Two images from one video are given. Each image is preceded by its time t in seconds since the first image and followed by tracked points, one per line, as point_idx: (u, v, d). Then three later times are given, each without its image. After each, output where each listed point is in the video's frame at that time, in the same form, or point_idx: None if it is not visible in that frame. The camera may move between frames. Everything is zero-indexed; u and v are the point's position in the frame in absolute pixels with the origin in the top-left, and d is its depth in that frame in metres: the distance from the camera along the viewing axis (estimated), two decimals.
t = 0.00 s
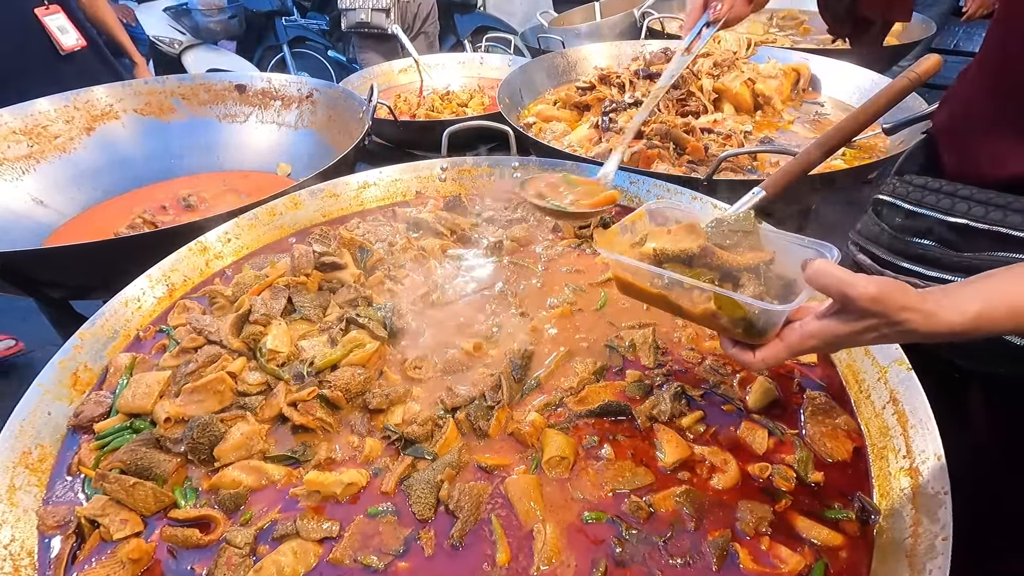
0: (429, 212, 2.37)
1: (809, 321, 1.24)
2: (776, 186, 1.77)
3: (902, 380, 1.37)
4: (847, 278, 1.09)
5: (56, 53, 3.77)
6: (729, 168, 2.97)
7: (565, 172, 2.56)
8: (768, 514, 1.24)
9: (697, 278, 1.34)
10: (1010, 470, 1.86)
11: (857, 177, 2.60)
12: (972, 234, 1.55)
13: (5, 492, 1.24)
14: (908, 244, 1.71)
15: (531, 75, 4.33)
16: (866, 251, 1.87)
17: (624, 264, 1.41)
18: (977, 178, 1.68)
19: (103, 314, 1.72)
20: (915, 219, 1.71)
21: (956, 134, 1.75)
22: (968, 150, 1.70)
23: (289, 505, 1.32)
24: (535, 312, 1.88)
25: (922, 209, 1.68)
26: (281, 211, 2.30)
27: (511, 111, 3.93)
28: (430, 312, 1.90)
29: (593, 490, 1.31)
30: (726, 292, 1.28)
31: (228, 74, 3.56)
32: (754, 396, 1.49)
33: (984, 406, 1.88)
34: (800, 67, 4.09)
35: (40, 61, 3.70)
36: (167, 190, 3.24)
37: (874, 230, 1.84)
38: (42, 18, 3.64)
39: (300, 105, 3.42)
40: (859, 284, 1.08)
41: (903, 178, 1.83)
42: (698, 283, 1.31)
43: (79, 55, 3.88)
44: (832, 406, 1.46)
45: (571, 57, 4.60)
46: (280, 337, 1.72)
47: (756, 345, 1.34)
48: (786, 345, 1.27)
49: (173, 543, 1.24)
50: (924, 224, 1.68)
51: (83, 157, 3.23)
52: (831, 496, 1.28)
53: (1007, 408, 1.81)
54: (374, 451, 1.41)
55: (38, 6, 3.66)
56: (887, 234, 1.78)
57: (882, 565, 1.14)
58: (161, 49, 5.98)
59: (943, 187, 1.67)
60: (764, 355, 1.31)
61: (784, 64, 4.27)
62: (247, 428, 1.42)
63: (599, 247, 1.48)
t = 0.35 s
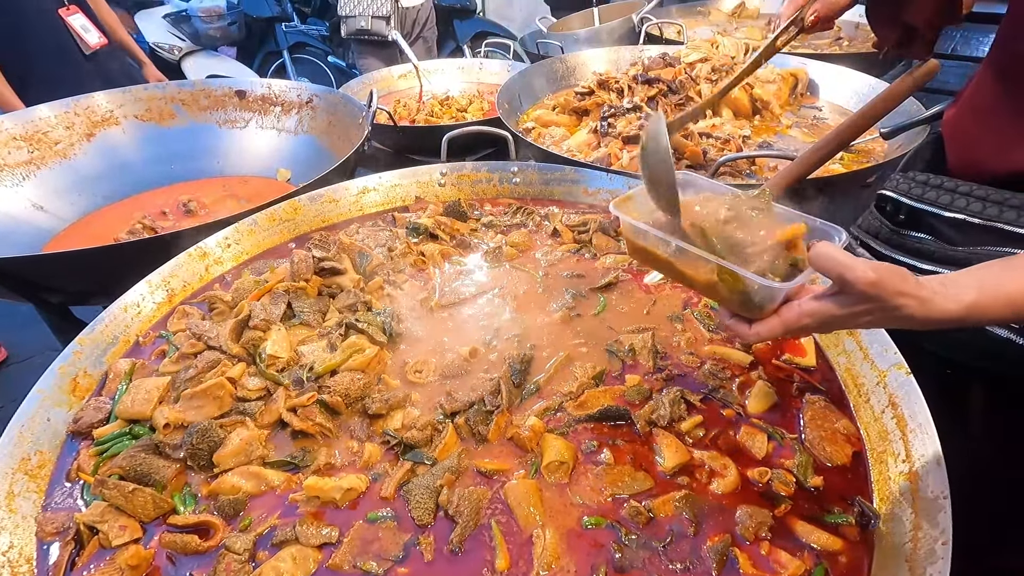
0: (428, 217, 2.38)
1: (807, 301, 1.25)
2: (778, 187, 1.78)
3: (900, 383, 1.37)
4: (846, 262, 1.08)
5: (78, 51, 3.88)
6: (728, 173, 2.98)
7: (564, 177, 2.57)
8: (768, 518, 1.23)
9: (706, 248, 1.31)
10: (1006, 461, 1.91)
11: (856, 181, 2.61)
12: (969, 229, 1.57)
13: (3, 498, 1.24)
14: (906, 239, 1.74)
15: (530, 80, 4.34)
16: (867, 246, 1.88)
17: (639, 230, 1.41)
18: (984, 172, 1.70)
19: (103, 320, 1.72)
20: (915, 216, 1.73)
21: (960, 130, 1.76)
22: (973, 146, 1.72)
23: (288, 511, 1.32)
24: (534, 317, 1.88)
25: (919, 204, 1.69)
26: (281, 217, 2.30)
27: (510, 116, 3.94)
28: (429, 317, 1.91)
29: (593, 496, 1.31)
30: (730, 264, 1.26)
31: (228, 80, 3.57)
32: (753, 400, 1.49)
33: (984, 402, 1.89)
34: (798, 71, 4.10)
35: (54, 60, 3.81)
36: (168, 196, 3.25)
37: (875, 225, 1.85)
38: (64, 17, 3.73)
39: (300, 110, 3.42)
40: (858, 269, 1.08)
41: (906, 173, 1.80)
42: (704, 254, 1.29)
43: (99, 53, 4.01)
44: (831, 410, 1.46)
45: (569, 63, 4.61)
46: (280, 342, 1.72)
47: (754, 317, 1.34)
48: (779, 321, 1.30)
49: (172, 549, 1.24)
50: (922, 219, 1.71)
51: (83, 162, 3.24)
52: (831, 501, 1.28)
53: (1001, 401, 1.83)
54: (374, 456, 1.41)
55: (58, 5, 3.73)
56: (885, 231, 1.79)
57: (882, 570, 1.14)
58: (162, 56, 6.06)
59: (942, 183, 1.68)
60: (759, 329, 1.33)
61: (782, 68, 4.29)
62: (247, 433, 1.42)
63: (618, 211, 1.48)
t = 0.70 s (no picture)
0: (427, 219, 2.39)
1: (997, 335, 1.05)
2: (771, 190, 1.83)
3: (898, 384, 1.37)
4: None
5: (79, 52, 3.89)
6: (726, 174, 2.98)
7: (562, 179, 2.57)
8: (767, 520, 1.23)
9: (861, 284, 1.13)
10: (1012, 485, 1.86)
11: (854, 183, 2.62)
12: (983, 228, 1.58)
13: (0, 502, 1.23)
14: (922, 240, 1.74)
15: (529, 82, 4.35)
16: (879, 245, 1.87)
17: (768, 266, 1.19)
18: (1008, 173, 1.70)
19: (101, 322, 1.72)
20: (930, 217, 1.73)
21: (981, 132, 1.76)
22: (996, 148, 1.72)
23: (286, 514, 1.31)
24: (533, 319, 1.88)
25: (937, 205, 1.70)
26: (280, 219, 2.30)
27: (509, 118, 3.94)
28: (428, 319, 1.90)
29: (591, 497, 1.31)
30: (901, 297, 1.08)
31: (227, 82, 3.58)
32: (751, 402, 1.49)
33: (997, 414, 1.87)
34: (796, 73, 4.11)
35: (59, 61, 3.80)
36: (166, 198, 3.26)
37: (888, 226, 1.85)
38: (67, 18, 3.75)
39: (298, 113, 3.42)
40: None
41: (922, 175, 1.83)
42: (864, 289, 1.10)
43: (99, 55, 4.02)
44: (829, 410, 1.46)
45: (568, 65, 4.61)
46: (278, 345, 1.72)
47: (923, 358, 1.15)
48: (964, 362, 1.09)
49: (170, 553, 1.23)
50: (937, 220, 1.72)
51: (82, 165, 3.23)
52: (830, 502, 1.28)
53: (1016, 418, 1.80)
54: (372, 459, 1.41)
55: (60, 7, 3.75)
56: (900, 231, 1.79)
57: (882, 571, 1.13)
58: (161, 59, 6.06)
59: (957, 184, 1.70)
60: (941, 373, 1.12)
61: (780, 71, 4.31)
62: (245, 436, 1.42)
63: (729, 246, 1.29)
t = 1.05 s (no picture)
0: (424, 223, 2.39)
1: None
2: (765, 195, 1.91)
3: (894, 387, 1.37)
4: None
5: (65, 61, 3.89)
6: (722, 177, 2.99)
7: (559, 182, 2.57)
8: (764, 525, 1.23)
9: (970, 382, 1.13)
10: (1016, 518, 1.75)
11: (850, 185, 2.63)
12: (1001, 233, 1.58)
13: None
14: (939, 242, 1.71)
15: (525, 85, 4.36)
16: (893, 248, 1.85)
17: (867, 365, 1.18)
18: None
19: (95, 328, 1.71)
20: (945, 219, 1.71)
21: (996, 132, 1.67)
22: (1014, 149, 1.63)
23: (282, 521, 1.31)
24: (529, 322, 1.88)
25: (953, 206, 1.67)
26: (276, 223, 2.30)
27: (506, 121, 3.95)
28: (424, 323, 1.90)
29: (588, 502, 1.31)
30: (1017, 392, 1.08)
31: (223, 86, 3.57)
32: (749, 405, 1.50)
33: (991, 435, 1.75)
34: (791, 76, 4.13)
35: (45, 68, 3.79)
36: (162, 202, 3.25)
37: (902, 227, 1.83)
38: (50, 25, 3.77)
39: (295, 117, 3.42)
40: None
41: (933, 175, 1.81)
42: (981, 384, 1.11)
43: (87, 63, 4.02)
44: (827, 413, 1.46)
45: (564, 68, 4.62)
46: (274, 350, 1.71)
47: None
48: None
49: (165, 560, 1.23)
50: (951, 221, 1.70)
51: (76, 170, 3.22)
52: (827, 506, 1.28)
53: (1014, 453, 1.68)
54: (368, 464, 1.41)
55: (45, 14, 3.78)
56: (918, 233, 1.77)
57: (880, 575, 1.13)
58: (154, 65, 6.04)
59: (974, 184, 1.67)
60: None
61: (776, 73, 4.33)
62: (241, 442, 1.42)
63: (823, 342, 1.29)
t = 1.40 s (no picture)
0: (418, 227, 2.39)
1: None
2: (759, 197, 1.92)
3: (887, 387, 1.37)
4: None
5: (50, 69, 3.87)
6: (716, 179, 3.00)
7: (552, 185, 2.58)
8: (760, 527, 1.23)
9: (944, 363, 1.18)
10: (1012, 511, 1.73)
11: (845, 185, 2.64)
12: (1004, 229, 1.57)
13: None
14: (940, 240, 1.72)
15: (519, 89, 4.36)
16: (895, 245, 1.86)
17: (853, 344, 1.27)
18: None
19: (88, 336, 1.70)
20: (948, 217, 1.71)
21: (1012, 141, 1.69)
22: None
23: (276, 528, 1.30)
24: (524, 326, 1.88)
25: (955, 206, 1.67)
26: (269, 228, 2.29)
27: (500, 125, 3.95)
28: (419, 328, 1.90)
29: (584, 506, 1.30)
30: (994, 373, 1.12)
31: (216, 91, 3.57)
32: (743, 407, 1.50)
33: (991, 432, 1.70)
34: (783, 78, 4.15)
35: (30, 76, 3.76)
36: (156, 208, 3.24)
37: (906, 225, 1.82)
38: (35, 32, 3.76)
39: (289, 122, 3.42)
40: None
41: (940, 173, 1.79)
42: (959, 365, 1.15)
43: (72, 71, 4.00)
44: (821, 415, 1.47)
45: (558, 71, 4.64)
46: (268, 357, 1.70)
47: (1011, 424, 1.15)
48: None
49: (158, 569, 1.22)
50: (955, 220, 1.69)
51: (69, 176, 3.21)
52: (822, 507, 1.28)
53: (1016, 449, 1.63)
54: (364, 471, 1.40)
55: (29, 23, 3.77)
56: (918, 231, 1.78)
57: None
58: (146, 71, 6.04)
59: (979, 184, 1.65)
60: None
61: (768, 75, 4.36)
62: (235, 449, 1.41)
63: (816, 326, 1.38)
